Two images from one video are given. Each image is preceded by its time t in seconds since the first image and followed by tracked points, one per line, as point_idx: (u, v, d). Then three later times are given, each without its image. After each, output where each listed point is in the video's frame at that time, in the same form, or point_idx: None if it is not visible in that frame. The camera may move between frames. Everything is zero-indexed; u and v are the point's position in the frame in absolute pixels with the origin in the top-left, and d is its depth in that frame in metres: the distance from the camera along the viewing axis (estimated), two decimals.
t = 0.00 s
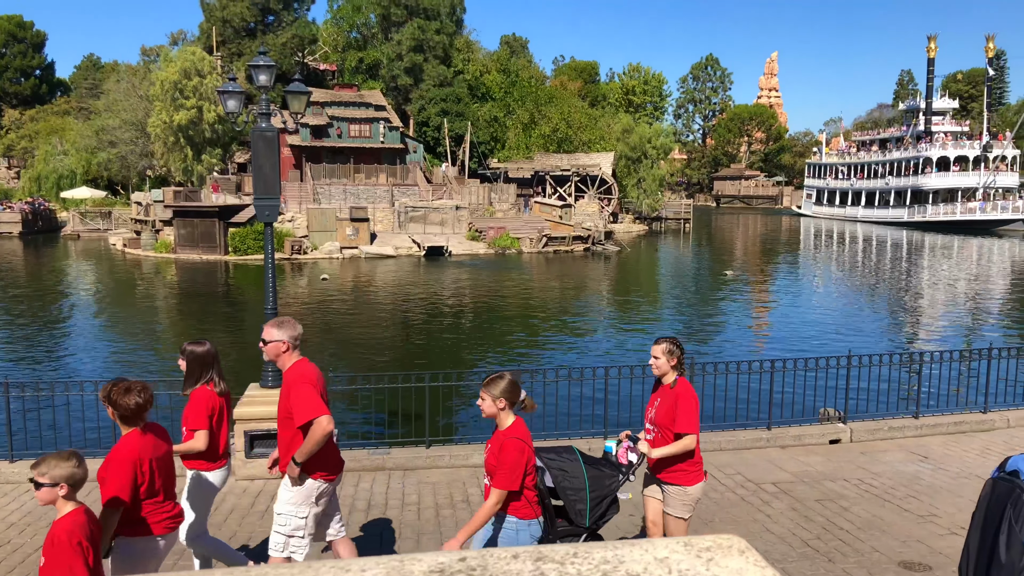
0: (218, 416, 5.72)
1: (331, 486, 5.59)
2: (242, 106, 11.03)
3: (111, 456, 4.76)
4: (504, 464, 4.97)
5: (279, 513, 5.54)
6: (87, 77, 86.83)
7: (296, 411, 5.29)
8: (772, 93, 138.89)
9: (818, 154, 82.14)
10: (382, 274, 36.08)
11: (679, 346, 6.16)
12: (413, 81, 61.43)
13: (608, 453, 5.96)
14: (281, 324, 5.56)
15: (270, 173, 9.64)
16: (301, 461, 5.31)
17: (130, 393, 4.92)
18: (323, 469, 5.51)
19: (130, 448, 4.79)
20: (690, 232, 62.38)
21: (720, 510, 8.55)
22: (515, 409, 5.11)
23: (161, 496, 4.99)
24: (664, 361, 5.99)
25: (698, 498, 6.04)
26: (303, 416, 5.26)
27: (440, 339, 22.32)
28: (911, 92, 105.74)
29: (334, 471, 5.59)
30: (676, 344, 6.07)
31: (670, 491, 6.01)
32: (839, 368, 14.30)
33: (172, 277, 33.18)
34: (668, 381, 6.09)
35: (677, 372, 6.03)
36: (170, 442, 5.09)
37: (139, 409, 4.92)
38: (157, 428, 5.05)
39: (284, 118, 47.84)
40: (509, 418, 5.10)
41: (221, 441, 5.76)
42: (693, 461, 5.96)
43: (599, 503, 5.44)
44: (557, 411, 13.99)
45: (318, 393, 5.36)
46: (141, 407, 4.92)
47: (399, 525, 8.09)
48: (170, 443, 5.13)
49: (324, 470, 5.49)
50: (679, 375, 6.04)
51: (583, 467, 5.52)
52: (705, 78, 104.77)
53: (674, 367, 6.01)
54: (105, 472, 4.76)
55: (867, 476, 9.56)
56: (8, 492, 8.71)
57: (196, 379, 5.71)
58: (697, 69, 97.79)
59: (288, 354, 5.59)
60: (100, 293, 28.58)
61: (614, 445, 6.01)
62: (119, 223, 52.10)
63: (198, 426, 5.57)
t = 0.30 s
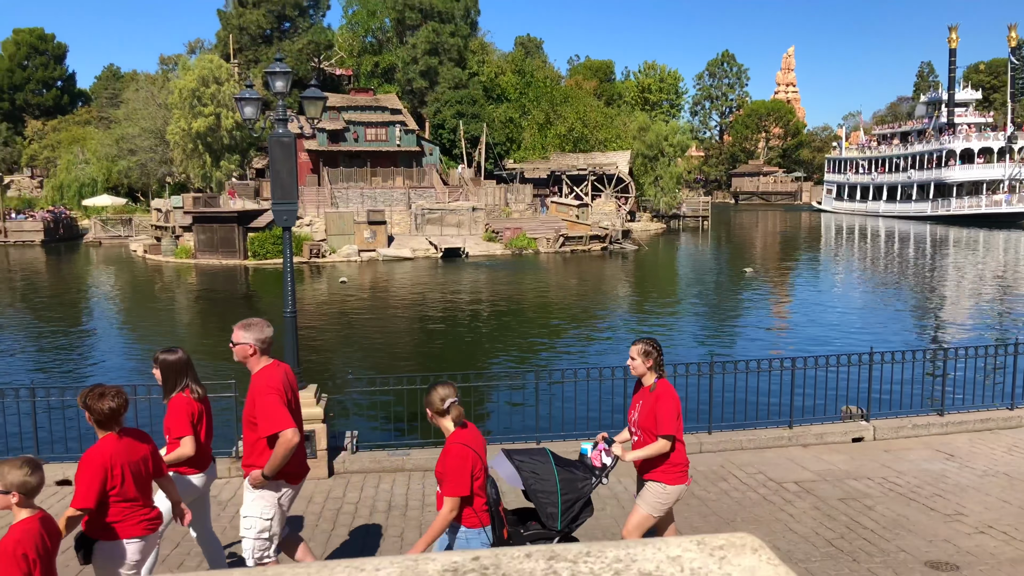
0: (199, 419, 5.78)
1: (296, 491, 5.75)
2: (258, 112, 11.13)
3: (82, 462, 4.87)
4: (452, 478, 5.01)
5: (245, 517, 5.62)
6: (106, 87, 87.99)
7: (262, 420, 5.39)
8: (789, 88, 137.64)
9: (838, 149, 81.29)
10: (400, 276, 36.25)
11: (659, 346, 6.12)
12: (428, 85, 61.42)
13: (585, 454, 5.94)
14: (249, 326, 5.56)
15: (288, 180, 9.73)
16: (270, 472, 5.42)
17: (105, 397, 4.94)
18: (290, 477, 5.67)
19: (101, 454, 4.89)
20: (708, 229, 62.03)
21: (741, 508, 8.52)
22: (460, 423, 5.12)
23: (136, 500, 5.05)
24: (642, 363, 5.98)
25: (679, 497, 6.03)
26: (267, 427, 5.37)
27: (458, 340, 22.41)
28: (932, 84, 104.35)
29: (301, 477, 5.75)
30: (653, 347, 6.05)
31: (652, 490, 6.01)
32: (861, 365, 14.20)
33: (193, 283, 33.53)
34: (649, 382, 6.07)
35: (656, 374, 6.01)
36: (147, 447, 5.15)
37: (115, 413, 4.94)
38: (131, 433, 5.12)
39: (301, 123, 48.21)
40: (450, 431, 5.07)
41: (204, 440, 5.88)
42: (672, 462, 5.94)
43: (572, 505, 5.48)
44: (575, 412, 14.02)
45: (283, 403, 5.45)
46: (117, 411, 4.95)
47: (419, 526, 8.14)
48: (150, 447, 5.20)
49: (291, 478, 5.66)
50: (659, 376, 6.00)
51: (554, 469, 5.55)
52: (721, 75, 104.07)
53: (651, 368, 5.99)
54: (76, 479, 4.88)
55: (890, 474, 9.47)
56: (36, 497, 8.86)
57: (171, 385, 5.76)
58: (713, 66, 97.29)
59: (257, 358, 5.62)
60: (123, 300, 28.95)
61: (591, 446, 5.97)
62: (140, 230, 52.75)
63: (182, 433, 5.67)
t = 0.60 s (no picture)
0: (175, 415, 5.85)
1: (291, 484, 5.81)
2: (284, 109, 11.17)
3: (69, 455, 4.91)
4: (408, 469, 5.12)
5: (248, 514, 5.70)
6: (135, 86, 89.48)
7: (240, 420, 5.42)
8: (819, 77, 135.31)
9: (871, 138, 79.73)
10: (427, 271, 36.38)
11: (645, 343, 6.02)
12: (453, 79, 61.31)
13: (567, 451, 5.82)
14: (229, 326, 5.63)
15: (314, 176, 9.77)
16: (256, 471, 5.47)
17: (94, 394, 5.00)
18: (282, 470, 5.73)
19: (89, 446, 4.94)
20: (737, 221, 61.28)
21: (770, 502, 8.40)
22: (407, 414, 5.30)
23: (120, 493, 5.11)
24: (626, 360, 5.90)
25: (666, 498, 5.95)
26: (244, 426, 5.40)
27: (484, 335, 22.45)
28: (968, 70, 101.82)
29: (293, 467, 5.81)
30: (637, 343, 5.97)
31: (634, 488, 5.94)
32: (894, 357, 13.95)
33: (223, 279, 33.98)
34: (633, 380, 5.99)
35: (641, 371, 5.91)
36: (132, 441, 5.22)
37: (104, 409, 5.02)
38: (119, 427, 5.18)
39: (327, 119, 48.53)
40: (397, 429, 5.32)
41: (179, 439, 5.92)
42: (657, 459, 5.87)
43: (553, 502, 5.42)
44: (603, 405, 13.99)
45: (264, 405, 5.47)
46: (105, 407, 5.01)
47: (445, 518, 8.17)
48: (133, 440, 5.26)
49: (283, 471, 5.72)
50: (644, 373, 5.91)
51: (532, 463, 5.52)
52: (749, 64, 102.66)
53: (634, 365, 5.90)
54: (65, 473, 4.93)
55: (924, 467, 9.27)
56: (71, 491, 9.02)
57: (147, 383, 5.75)
58: (741, 56, 96.00)
59: (239, 355, 5.68)
60: (154, 297, 29.43)
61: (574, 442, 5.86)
62: (171, 228, 53.58)
63: (158, 431, 5.71)
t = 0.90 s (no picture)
0: (131, 396, 5.86)
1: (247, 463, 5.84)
2: (287, 88, 11.07)
3: (30, 439, 4.91)
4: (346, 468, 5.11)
5: (204, 493, 5.69)
6: (137, 65, 89.02)
7: (196, 394, 5.47)
8: (826, 58, 134.16)
9: (877, 119, 79.11)
10: (430, 252, 36.30)
11: (605, 324, 6.04)
12: (456, 58, 60.57)
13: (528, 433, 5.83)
14: (189, 303, 5.68)
15: (317, 156, 9.70)
16: (212, 447, 5.51)
17: (44, 376, 4.99)
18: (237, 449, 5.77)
19: (49, 428, 4.93)
20: (741, 203, 61.06)
21: (773, 484, 8.42)
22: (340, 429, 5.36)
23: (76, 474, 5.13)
24: (585, 342, 5.92)
25: (634, 481, 5.95)
26: (201, 401, 5.45)
27: (488, 316, 22.44)
28: (975, 51, 100.85)
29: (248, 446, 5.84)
30: (599, 327, 5.96)
31: (602, 473, 5.95)
32: (897, 339, 13.97)
33: (226, 260, 33.97)
34: (595, 363, 5.99)
35: (602, 355, 5.91)
36: (89, 422, 5.22)
37: (55, 390, 5.00)
38: (76, 408, 5.18)
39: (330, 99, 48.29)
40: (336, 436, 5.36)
41: (133, 421, 5.88)
42: (621, 443, 5.86)
43: (512, 486, 5.43)
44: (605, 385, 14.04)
45: (224, 378, 5.51)
46: (56, 389, 5.00)
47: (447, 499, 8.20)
48: (93, 419, 5.28)
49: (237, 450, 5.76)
50: (603, 356, 5.90)
51: (491, 446, 5.51)
52: (755, 44, 101.69)
53: (594, 350, 5.91)
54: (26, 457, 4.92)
55: (926, 449, 9.27)
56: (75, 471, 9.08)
57: (102, 365, 5.74)
58: (746, 36, 95.27)
59: (200, 332, 5.73)
60: (157, 277, 29.45)
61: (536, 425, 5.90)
62: (173, 208, 53.51)
63: (108, 412, 5.70)
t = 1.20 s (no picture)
0: (61, 401, 5.79)
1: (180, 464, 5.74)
2: (275, 90, 11.04)
3: None
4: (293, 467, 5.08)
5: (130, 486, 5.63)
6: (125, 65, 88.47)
7: (142, 388, 5.43)
8: (812, 69, 135.49)
9: (863, 129, 79.90)
10: (418, 257, 36.24)
11: (547, 333, 6.02)
12: (447, 63, 60.92)
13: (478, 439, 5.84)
14: (136, 300, 5.59)
15: (305, 158, 9.67)
16: (154, 439, 5.48)
17: None
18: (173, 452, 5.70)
19: None
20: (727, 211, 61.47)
21: (757, 491, 8.45)
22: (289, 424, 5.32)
23: None
24: (526, 351, 5.89)
25: (574, 492, 5.96)
26: (147, 394, 5.40)
27: (475, 321, 22.42)
28: (958, 64, 102.18)
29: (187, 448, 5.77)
30: (541, 335, 5.94)
31: (544, 484, 5.94)
32: (881, 347, 14.11)
33: (211, 262, 33.76)
34: (536, 371, 5.96)
35: (543, 362, 5.88)
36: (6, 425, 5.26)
37: None
38: None
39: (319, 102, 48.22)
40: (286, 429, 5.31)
41: (62, 425, 5.80)
42: (562, 453, 5.85)
43: (455, 493, 5.40)
44: (592, 391, 14.13)
45: (171, 372, 5.47)
46: None
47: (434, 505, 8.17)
48: (13, 422, 5.34)
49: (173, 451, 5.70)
50: (544, 364, 5.87)
51: (437, 452, 5.51)
52: (742, 54, 102.51)
53: (534, 358, 5.88)
54: None
55: (909, 457, 9.34)
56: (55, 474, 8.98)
57: (35, 368, 5.70)
58: (734, 46, 96.12)
59: (147, 329, 5.63)
60: (141, 279, 29.18)
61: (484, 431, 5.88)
62: (158, 209, 53.10)
63: (34, 417, 5.64)
